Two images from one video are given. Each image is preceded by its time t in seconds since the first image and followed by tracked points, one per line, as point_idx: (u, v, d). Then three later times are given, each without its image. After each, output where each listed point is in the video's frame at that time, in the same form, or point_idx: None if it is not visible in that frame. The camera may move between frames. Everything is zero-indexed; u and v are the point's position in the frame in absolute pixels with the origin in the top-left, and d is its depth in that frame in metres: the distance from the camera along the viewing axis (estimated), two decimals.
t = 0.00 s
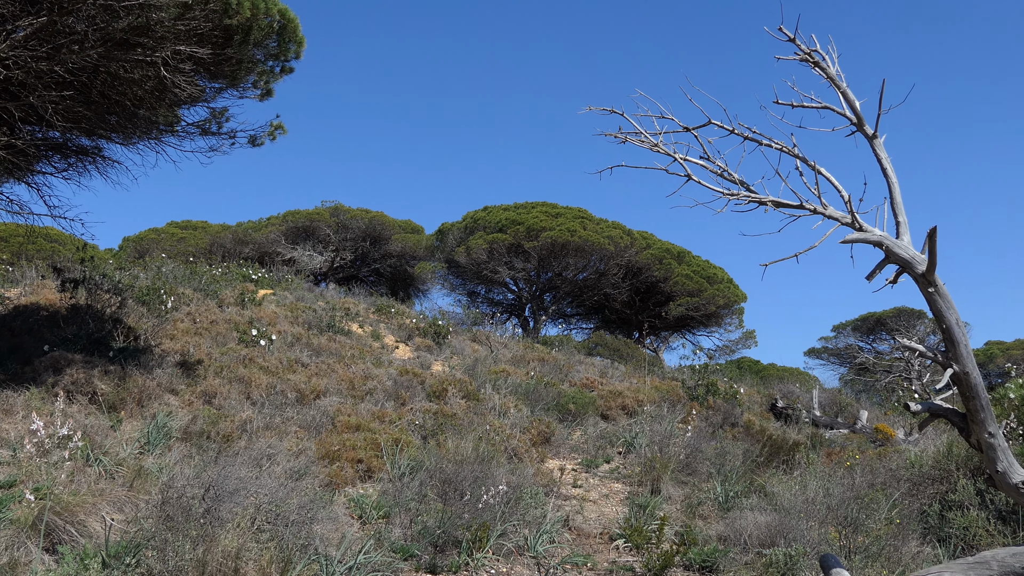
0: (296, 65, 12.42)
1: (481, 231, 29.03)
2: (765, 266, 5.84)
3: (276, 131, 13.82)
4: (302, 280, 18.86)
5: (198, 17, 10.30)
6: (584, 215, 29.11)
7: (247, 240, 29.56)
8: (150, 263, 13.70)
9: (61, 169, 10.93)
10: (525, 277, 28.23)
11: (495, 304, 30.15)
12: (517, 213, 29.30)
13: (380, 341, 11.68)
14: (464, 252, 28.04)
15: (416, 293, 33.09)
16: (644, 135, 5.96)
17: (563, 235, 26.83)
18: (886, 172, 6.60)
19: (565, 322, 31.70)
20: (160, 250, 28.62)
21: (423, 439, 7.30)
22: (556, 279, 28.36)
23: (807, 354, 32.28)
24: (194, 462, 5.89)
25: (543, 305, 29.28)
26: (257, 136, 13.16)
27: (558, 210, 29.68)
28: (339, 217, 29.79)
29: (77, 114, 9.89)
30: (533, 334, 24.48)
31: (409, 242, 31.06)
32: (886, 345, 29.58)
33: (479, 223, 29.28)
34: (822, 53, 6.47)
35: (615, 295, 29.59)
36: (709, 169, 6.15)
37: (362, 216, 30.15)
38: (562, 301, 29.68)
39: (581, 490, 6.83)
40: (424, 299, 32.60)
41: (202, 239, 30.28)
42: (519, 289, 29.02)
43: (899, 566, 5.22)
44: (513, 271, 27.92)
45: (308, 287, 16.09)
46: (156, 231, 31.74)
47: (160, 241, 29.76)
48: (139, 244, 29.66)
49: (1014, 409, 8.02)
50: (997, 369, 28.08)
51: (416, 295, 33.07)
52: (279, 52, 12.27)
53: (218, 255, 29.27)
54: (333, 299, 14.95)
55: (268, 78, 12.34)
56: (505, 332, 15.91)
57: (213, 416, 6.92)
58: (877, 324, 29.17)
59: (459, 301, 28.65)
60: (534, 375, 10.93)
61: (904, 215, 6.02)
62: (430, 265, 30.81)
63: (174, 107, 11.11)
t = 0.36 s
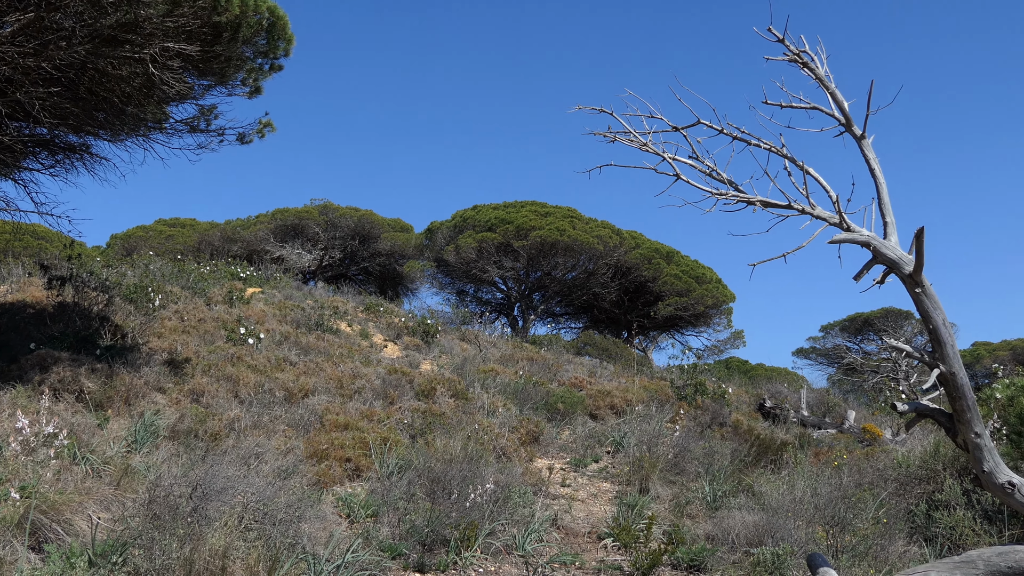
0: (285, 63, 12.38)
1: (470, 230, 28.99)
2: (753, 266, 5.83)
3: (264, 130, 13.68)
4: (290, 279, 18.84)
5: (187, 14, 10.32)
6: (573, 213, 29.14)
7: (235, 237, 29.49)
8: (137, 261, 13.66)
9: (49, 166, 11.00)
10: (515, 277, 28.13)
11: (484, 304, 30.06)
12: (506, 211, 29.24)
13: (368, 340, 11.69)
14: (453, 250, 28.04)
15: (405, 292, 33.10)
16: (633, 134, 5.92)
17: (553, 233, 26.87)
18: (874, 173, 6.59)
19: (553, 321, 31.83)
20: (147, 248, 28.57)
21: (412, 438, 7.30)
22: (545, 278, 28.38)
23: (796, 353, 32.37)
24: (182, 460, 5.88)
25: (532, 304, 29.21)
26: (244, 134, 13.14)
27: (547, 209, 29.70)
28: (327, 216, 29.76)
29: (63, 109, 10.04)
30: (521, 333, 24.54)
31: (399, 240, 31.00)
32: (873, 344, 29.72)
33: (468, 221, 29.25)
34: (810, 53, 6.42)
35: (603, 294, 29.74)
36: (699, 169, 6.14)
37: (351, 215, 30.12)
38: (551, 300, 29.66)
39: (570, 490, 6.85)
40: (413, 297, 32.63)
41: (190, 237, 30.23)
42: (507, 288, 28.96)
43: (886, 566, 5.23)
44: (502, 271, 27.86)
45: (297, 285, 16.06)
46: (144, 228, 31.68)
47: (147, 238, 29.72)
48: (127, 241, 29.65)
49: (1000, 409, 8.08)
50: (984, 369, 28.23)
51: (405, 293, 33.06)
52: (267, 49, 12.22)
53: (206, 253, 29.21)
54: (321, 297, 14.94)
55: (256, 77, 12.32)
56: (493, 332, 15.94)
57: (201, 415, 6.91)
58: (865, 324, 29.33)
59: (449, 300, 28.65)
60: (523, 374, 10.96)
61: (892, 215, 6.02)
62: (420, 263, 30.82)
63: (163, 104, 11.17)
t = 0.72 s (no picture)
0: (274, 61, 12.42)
1: (460, 229, 28.94)
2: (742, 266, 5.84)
3: (254, 128, 13.75)
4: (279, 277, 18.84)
5: (177, 12, 10.33)
6: (563, 212, 29.18)
7: (224, 236, 29.40)
8: (125, 259, 13.63)
9: (36, 163, 11.01)
10: (504, 276, 28.24)
11: (474, 303, 30.17)
12: (496, 211, 29.24)
13: (358, 339, 11.69)
14: (443, 250, 28.03)
15: (395, 291, 33.15)
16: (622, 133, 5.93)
17: (543, 232, 26.90)
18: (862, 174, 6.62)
19: (542, 321, 31.79)
20: (135, 246, 28.55)
21: (401, 437, 7.31)
22: (534, 277, 28.37)
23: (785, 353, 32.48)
24: (170, 459, 5.86)
25: (522, 303, 29.23)
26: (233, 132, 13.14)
27: (537, 208, 29.69)
28: (317, 215, 29.69)
29: (51, 106, 10.06)
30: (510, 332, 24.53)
31: (389, 239, 31.08)
32: (861, 344, 29.84)
33: (458, 220, 29.21)
34: (798, 53, 6.45)
35: (594, 294, 29.62)
36: (687, 168, 6.14)
37: (340, 214, 30.08)
38: (540, 300, 29.64)
39: (559, 489, 6.87)
40: (403, 296, 32.68)
41: (179, 235, 30.14)
42: (497, 287, 28.99)
43: (873, 565, 5.24)
44: (492, 270, 27.92)
45: (286, 283, 16.03)
46: (133, 226, 31.59)
47: (136, 236, 29.66)
48: (115, 239, 29.57)
49: (988, 409, 8.15)
50: (972, 369, 28.35)
51: (395, 292, 33.14)
52: (257, 47, 12.26)
53: (195, 251, 29.13)
54: (310, 296, 14.93)
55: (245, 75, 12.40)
56: (483, 331, 15.98)
57: (189, 413, 6.91)
58: (854, 324, 29.49)
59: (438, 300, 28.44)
60: (512, 373, 10.99)
61: (880, 216, 6.04)
62: (410, 263, 31.02)
63: (152, 102, 11.15)
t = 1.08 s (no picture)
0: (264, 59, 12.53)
1: (449, 228, 28.92)
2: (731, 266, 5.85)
3: (242, 126, 13.63)
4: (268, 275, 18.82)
5: (167, 10, 10.33)
6: (553, 211, 29.21)
7: (213, 234, 29.31)
8: (113, 256, 13.60)
9: (23, 160, 11.04)
10: (494, 275, 28.23)
11: (463, 302, 30.14)
12: (485, 210, 29.25)
13: (346, 337, 11.69)
14: (433, 249, 28.00)
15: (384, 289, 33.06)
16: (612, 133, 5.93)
17: (533, 232, 26.85)
18: (852, 174, 6.65)
19: (532, 320, 31.82)
20: (123, 244, 28.47)
21: (389, 436, 7.32)
22: (524, 276, 28.40)
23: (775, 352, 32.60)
24: (158, 457, 5.85)
25: (511, 302, 29.27)
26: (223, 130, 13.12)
27: (527, 208, 29.70)
28: (306, 213, 29.69)
29: (39, 103, 10.05)
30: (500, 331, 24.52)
31: (378, 237, 31.15)
32: (850, 344, 30.01)
33: (448, 219, 29.16)
34: (788, 53, 6.47)
35: (583, 292, 29.68)
36: (676, 168, 6.15)
37: (330, 212, 30.12)
38: (529, 299, 29.70)
39: (548, 488, 6.89)
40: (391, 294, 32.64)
41: (168, 232, 30.04)
42: (487, 286, 29.05)
43: (860, 565, 5.25)
44: (481, 268, 27.95)
45: (275, 281, 16.03)
46: (121, 224, 31.47)
47: (123, 234, 29.55)
48: (103, 237, 29.46)
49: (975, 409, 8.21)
50: (960, 370, 28.53)
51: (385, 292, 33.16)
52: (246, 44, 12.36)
53: (184, 250, 29.02)
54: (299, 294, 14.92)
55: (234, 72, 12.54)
56: (473, 330, 15.99)
57: (177, 411, 6.91)
58: (843, 324, 29.66)
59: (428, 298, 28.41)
60: (501, 371, 11.01)
61: (868, 216, 6.08)
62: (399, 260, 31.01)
63: (141, 99, 11.12)
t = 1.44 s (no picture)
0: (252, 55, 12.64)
1: (438, 227, 28.92)
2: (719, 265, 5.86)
3: (231, 122, 13.61)
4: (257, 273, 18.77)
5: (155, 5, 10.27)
6: (542, 210, 29.27)
7: (201, 231, 29.19)
8: (99, 254, 13.53)
9: (9, 156, 11.05)
10: (483, 273, 28.26)
11: (452, 300, 30.07)
12: (474, 208, 29.26)
13: (335, 336, 11.67)
14: (422, 247, 28.00)
15: (373, 287, 33.11)
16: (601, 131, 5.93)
17: (522, 231, 26.90)
18: (839, 174, 6.68)
19: (521, 319, 31.89)
20: (110, 241, 28.34)
21: (377, 434, 7.33)
22: (513, 275, 28.43)
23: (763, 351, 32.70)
24: (144, 456, 5.82)
25: (500, 301, 29.28)
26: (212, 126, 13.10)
27: (516, 206, 29.71)
28: (295, 211, 29.63)
29: (25, 99, 10.01)
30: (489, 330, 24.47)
31: (367, 236, 31.07)
32: (837, 344, 30.14)
33: (437, 218, 29.14)
34: (777, 53, 6.52)
35: (572, 292, 29.68)
36: (665, 166, 6.15)
37: (319, 209, 30.08)
38: (518, 298, 29.78)
39: (536, 486, 6.91)
40: (381, 292, 32.77)
41: (155, 230, 29.90)
42: (476, 285, 29.07)
43: (845, 563, 5.28)
44: (471, 267, 27.92)
45: (263, 279, 16.00)
46: (108, 221, 31.30)
47: (110, 231, 29.39)
48: (89, 233, 29.29)
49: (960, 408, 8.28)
50: (946, 370, 28.71)
51: (374, 290, 33.17)
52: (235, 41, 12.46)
53: (172, 247, 28.89)
54: (287, 292, 14.89)
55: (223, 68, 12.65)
56: (463, 329, 15.99)
57: (164, 409, 6.89)
58: (831, 324, 29.79)
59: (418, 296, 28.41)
60: (489, 370, 11.02)
61: (856, 216, 6.12)
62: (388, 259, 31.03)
63: (128, 95, 11.06)
